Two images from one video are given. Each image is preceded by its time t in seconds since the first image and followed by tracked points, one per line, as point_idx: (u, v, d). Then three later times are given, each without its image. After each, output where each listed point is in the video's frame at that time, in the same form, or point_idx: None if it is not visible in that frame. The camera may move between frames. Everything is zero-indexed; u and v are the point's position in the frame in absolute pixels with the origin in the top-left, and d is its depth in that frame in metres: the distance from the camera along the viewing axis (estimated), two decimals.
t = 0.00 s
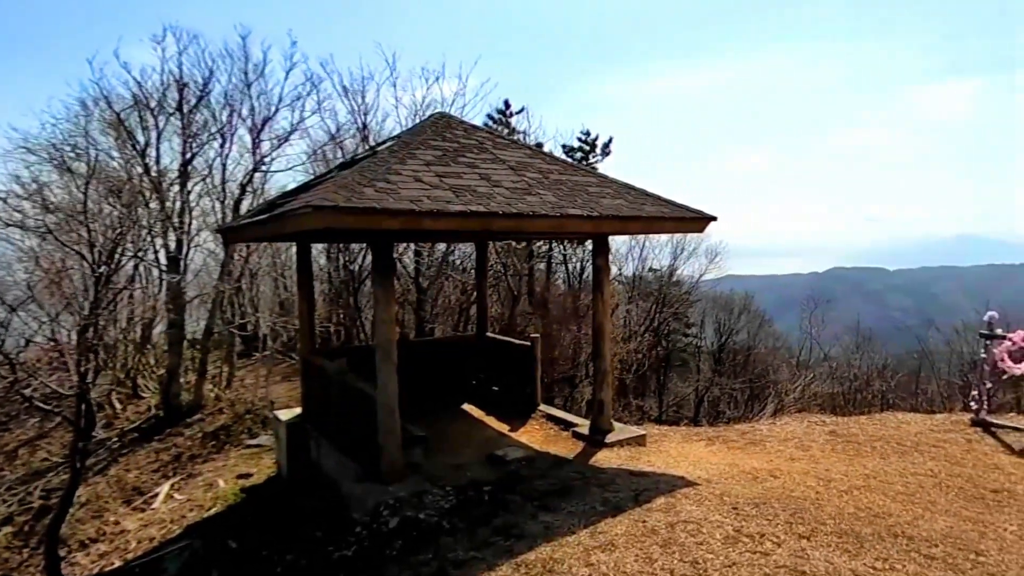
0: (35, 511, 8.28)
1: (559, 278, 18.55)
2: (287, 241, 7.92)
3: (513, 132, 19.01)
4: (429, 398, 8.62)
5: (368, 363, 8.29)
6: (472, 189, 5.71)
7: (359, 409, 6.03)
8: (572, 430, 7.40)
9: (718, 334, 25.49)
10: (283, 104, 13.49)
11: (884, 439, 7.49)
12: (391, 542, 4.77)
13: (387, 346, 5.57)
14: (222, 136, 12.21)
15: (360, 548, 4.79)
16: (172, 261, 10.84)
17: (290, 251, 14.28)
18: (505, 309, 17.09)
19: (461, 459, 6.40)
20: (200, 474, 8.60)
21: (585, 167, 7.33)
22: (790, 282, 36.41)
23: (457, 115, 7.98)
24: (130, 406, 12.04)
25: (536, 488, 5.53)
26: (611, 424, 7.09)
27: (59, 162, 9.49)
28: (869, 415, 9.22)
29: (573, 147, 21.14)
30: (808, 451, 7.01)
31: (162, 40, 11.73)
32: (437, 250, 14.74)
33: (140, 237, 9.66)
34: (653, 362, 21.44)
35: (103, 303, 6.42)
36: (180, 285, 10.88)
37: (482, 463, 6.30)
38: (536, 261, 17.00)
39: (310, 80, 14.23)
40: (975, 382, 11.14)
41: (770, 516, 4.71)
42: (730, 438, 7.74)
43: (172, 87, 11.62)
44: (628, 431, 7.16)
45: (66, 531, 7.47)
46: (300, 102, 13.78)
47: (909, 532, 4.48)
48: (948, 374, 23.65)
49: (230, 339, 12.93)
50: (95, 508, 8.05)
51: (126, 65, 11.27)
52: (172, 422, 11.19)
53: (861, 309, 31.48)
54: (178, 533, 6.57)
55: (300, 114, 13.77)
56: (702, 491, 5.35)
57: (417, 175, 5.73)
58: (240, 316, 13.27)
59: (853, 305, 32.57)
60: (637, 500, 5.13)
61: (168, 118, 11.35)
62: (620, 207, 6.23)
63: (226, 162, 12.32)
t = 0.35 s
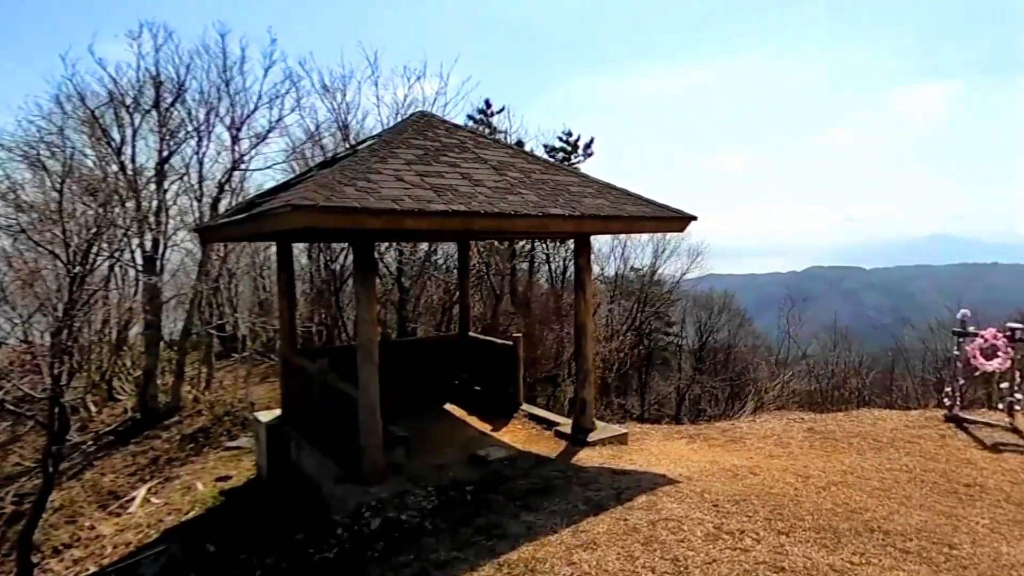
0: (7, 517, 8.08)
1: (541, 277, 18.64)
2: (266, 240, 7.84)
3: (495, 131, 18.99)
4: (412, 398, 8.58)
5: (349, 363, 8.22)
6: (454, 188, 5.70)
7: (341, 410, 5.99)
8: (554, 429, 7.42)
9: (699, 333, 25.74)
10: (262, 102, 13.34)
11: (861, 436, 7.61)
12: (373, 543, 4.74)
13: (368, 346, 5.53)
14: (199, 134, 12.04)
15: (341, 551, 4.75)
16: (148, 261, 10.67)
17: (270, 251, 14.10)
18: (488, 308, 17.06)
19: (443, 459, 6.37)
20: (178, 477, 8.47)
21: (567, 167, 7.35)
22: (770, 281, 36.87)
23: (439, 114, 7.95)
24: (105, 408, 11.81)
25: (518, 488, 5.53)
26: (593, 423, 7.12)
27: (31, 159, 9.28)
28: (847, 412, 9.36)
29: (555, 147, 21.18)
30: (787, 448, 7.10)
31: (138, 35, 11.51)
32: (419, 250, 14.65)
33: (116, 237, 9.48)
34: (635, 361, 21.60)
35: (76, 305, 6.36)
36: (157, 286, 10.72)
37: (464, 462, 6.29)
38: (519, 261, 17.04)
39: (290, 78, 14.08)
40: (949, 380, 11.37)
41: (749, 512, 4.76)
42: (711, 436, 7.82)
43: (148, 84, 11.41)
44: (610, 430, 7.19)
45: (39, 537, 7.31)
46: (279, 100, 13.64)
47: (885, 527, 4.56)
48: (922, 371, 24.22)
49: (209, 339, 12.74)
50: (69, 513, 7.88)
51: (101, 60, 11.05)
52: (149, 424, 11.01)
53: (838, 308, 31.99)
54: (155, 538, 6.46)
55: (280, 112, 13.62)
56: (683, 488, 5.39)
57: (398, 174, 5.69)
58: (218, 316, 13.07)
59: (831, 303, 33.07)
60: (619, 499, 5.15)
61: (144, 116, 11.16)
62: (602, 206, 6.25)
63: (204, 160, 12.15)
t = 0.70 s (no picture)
0: None
1: (525, 277, 18.43)
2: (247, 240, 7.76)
3: (478, 130, 18.95)
4: (395, 399, 8.54)
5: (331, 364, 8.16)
6: (437, 188, 5.68)
7: (323, 411, 5.95)
8: (538, 429, 7.43)
9: (682, 331, 25.97)
10: (243, 100, 13.18)
11: (839, 433, 7.72)
12: (356, 545, 4.71)
13: (351, 346, 5.50)
14: (178, 132, 11.87)
15: (323, 553, 4.72)
16: (126, 261, 10.50)
17: (250, 250, 13.97)
18: (471, 308, 17.04)
19: (426, 460, 6.35)
20: (157, 480, 8.34)
21: (549, 166, 7.36)
22: (751, 279, 37.26)
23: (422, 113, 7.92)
24: (81, 411, 11.59)
25: (502, 487, 5.53)
26: (576, 422, 7.14)
27: (4, 157, 9.07)
28: (825, 409, 9.49)
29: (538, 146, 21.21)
30: (768, 446, 7.19)
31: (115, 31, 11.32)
32: (403, 249, 14.61)
33: (92, 236, 9.30)
34: (619, 361, 21.71)
35: (51, 307, 6.24)
36: (135, 286, 10.54)
37: (447, 463, 6.28)
38: (503, 261, 17.01)
39: (271, 76, 13.93)
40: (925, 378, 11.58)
41: (731, 509, 4.81)
42: (692, 434, 7.88)
43: (125, 81, 11.23)
44: (593, 429, 7.21)
45: (13, 543, 7.16)
46: (260, 98, 13.50)
47: (862, 522, 4.64)
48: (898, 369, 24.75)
49: (189, 340, 12.57)
50: (44, 519, 7.73)
51: (76, 56, 10.85)
52: (127, 428, 10.83)
53: (818, 306, 32.43)
54: (133, 543, 6.35)
55: (261, 111, 13.48)
56: (665, 486, 5.43)
57: (380, 173, 5.66)
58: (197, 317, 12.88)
59: (811, 301, 33.50)
60: (602, 497, 5.17)
61: (121, 113, 10.98)
62: (584, 206, 6.28)
63: (183, 158, 11.98)
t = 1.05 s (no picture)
0: None
1: (507, 277, 18.43)
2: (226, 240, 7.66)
3: (460, 130, 18.91)
4: (377, 399, 8.49)
5: (312, 365, 8.09)
6: (419, 187, 5.66)
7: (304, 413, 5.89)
8: (521, 428, 7.44)
9: (663, 330, 26.18)
10: (222, 98, 13.01)
11: (817, 429, 7.84)
12: (338, 547, 4.68)
13: (332, 347, 5.45)
14: (155, 130, 11.67)
15: (305, 555, 4.68)
16: (101, 261, 10.28)
17: (229, 250, 13.81)
18: (454, 307, 17.00)
19: (409, 460, 6.33)
20: (134, 484, 8.20)
21: (532, 166, 7.36)
22: (731, 279, 37.64)
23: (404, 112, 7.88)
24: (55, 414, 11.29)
25: (485, 487, 5.53)
26: (559, 421, 7.15)
27: None
28: (804, 406, 9.64)
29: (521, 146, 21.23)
30: (748, 442, 7.28)
31: (88, 28, 11.10)
32: (384, 248, 14.54)
33: (65, 237, 9.09)
34: (601, 360, 21.79)
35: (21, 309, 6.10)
36: (110, 287, 10.35)
37: (430, 463, 6.26)
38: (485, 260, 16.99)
39: (250, 74, 13.76)
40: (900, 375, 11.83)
41: (712, 506, 4.86)
42: (674, 432, 7.96)
43: (99, 78, 11.01)
44: (576, 428, 7.24)
45: None
46: (239, 96, 13.33)
47: (839, 517, 4.72)
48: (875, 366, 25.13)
49: (166, 342, 12.38)
50: (17, 525, 7.55)
51: (48, 53, 10.60)
52: (102, 431, 10.63)
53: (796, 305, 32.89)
54: (109, 548, 6.23)
55: (240, 109, 13.31)
56: (648, 484, 5.47)
57: (362, 172, 5.63)
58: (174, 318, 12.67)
59: (790, 300, 33.97)
60: (585, 496, 5.20)
61: (96, 111, 10.77)
62: (567, 206, 6.29)
63: (160, 157, 11.79)
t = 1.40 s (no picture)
0: None
1: (491, 277, 18.53)
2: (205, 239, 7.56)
3: (444, 129, 18.87)
4: (361, 399, 8.44)
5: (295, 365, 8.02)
6: (402, 186, 5.64)
7: (286, 414, 5.83)
8: (505, 428, 7.44)
9: (646, 330, 26.32)
10: (201, 96, 12.82)
11: (797, 426, 7.95)
12: (321, 549, 4.64)
13: (314, 347, 5.41)
14: (132, 129, 11.49)
15: (287, 558, 4.64)
16: (77, 261, 10.28)
17: (209, 250, 13.66)
18: (437, 307, 16.95)
19: (393, 461, 6.29)
20: (112, 488, 8.06)
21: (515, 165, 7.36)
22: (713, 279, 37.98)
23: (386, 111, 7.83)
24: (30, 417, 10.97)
25: (469, 487, 5.52)
26: (543, 421, 7.16)
27: None
28: (784, 403, 9.75)
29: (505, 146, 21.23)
30: (730, 440, 7.35)
31: (64, 23, 10.85)
32: (368, 248, 14.43)
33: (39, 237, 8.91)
34: (585, 359, 21.84)
35: None
36: (86, 287, 10.31)
37: (414, 464, 6.23)
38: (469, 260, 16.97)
39: (230, 72, 13.60)
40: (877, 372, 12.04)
41: (695, 503, 4.89)
42: (657, 430, 8.01)
43: (75, 75, 10.78)
44: (559, 427, 7.25)
45: None
46: (219, 94, 13.16)
47: (819, 512, 4.78)
48: (853, 364, 25.46)
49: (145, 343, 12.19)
50: None
51: (22, 48, 10.35)
52: (79, 434, 10.42)
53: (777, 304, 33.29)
54: (86, 553, 6.12)
55: (219, 107, 13.13)
56: (631, 482, 5.50)
57: (344, 171, 5.59)
58: (154, 318, 12.47)
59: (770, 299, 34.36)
60: (569, 495, 5.21)
61: (72, 108, 10.55)
62: (550, 206, 6.30)
63: (138, 156, 11.61)
